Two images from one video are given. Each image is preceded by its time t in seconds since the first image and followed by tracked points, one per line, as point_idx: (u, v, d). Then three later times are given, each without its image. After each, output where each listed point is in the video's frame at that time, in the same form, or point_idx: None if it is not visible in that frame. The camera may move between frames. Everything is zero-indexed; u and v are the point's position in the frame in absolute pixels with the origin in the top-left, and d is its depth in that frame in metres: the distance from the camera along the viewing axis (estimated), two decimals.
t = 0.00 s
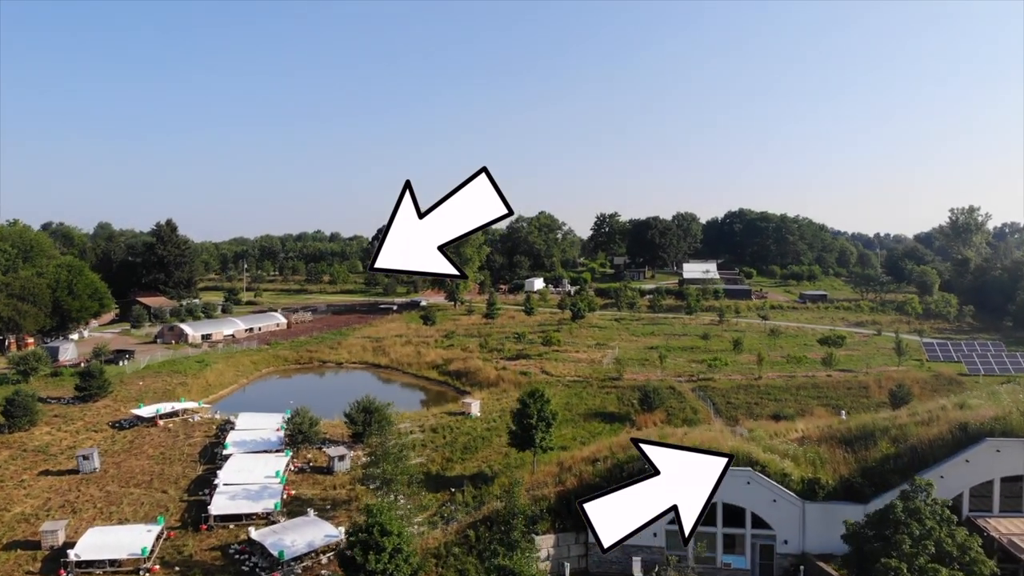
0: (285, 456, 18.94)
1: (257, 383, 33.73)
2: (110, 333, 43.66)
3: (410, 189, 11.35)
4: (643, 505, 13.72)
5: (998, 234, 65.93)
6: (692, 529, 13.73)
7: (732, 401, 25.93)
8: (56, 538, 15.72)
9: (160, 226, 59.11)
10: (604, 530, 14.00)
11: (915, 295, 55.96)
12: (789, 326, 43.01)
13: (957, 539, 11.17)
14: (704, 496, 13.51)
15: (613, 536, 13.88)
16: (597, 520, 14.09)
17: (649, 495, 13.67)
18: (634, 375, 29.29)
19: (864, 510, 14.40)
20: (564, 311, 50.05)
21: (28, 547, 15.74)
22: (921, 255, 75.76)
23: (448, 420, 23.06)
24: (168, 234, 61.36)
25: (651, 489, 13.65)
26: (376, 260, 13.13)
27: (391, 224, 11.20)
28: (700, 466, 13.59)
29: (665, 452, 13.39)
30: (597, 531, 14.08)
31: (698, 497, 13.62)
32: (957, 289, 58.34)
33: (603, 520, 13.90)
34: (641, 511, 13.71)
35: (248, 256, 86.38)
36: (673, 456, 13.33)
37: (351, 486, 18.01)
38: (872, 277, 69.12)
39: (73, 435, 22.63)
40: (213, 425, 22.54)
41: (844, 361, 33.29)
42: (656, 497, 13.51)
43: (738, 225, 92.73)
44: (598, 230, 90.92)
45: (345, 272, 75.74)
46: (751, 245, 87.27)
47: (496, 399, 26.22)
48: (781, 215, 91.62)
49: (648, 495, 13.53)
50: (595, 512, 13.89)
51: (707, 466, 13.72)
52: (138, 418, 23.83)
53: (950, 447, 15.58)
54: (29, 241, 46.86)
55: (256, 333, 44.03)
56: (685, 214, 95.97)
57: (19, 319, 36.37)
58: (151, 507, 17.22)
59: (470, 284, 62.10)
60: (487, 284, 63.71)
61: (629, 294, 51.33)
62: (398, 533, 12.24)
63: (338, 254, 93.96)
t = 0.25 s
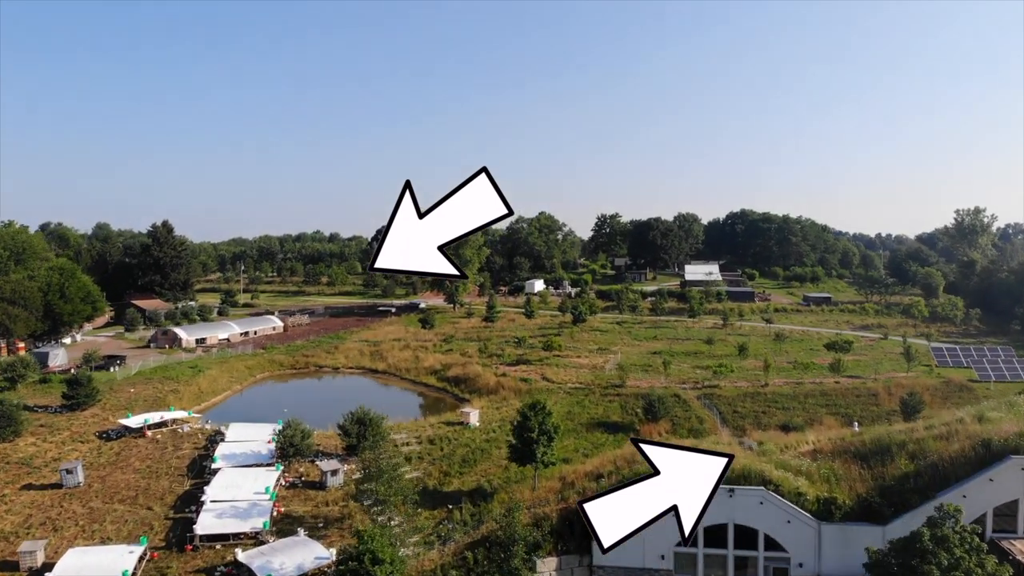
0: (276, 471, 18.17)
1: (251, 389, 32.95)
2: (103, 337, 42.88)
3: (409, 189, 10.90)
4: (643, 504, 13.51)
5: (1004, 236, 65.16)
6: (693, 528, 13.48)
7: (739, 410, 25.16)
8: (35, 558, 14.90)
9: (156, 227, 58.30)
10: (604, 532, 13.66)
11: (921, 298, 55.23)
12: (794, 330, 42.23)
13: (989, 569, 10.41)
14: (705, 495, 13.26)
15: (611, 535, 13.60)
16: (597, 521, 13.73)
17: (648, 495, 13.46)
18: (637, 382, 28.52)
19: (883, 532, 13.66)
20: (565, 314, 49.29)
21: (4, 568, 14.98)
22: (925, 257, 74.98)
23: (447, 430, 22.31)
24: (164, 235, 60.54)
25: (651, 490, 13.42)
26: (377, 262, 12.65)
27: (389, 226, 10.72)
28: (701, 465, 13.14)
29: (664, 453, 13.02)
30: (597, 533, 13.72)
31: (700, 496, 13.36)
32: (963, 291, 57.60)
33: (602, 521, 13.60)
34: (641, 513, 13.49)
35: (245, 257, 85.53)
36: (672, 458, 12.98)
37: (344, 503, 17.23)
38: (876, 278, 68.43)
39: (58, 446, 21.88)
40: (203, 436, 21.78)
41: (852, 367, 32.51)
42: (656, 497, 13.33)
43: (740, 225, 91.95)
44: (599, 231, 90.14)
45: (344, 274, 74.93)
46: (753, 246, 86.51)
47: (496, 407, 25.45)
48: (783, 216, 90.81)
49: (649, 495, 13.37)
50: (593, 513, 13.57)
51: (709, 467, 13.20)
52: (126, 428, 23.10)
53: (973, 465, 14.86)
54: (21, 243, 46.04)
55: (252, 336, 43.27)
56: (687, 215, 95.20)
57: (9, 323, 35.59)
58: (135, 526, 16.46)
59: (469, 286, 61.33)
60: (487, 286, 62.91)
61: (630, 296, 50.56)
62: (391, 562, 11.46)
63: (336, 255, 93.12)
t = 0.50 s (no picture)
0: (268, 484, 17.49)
1: (246, 395, 32.27)
2: (96, 341, 42.22)
3: (409, 189, 10.87)
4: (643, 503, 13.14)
5: (1010, 238, 64.33)
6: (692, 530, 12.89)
7: (746, 418, 24.51)
8: None
9: (153, 229, 57.66)
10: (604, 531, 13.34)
11: (927, 301, 54.50)
12: (799, 334, 41.60)
13: None
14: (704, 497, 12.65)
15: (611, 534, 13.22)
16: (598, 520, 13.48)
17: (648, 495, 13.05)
18: (640, 389, 27.87)
19: (902, 553, 13.02)
20: (565, 317, 48.67)
21: None
22: (929, 258, 74.27)
23: (445, 440, 21.62)
24: (160, 236, 59.90)
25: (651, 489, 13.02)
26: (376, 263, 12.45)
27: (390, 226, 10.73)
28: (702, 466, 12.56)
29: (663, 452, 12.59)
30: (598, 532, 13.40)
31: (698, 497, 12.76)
32: (968, 293, 56.89)
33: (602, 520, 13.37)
34: (642, 516, 13.13)
35: (243, 258, 84.83)
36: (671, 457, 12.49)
37: (338, 518, 16.58)
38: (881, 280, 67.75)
39: (44, 456, 21.21)
40: (194, 447, 21.22)
41: (859, 373, 31.85)
42: (653, 497, 12.90)
43: (741, 226, 91.35)
44: (599, 232, 89.54)
45: (342, 275, 74.27)
46: (755, 247, 85.88)
47: (496, 415, 24.80)
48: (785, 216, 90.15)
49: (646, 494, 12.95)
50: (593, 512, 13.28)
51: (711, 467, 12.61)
52: (115, 438, 22.44)
53: (995, 481, 14.25)
54: (14, 244, 45.36)
55: (248, 340, 42.60)
56: (688, 215, 94.62)
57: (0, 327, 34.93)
58: (120, 543, 15.78)
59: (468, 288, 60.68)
60: (486, 288, 62.24)
61: (632, 299, 49.92)
62: None
63: (335, 256, 92.47)
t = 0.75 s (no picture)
0: (256, 501, 16.71)
1: (239, 402, 31.48)
2: (89, 345, 41.46)
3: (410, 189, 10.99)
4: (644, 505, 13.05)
5: (1016, 239, 63.52)
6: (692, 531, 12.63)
7: (753, 427, 23.75)
8: None
9: (149, 230, 56.91)
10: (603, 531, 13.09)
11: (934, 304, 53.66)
12: (805, 338, 40.82)
13: None
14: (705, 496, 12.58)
15: (611, 537, 13.04)
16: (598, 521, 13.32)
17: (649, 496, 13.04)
18: (644, 397, 27.10)
19: None
20: (566, 321, 47.91)
21: None
22: (934, 259, 73.47)
23: (442, 452, 20.83)
24: (156, 238, 59.15)
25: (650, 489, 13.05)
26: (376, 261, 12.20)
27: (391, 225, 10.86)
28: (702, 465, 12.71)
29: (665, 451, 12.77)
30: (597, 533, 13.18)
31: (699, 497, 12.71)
32: (974, 296, 56.13)
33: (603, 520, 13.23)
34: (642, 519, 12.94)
35: (241, 259, 84.04)
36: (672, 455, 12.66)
37: (329, 538, 15.82)
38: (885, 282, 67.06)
39: (28, 469, 20.47)
40: (182, 459, 20.58)
41: (868, 379, 31.08)
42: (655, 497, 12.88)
43: (743, 227, 90.60)
44: (600, 233, 88.77)
45: (340, 277, 73.50)
46: (758, 248, 85.10)
47: (495, 425, 24.03)
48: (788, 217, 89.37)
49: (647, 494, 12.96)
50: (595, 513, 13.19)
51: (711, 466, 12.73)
52: (101, 449, 21.65)
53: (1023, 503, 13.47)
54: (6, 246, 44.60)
55: (243, 345, 41.86)
56: (689, 216, 93.87)
57: None
58: (101, 564, 15.01)
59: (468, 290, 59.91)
60: (486, 290, 61.49)
61: (634, 302, 49.16)
62: None
63: (334, 257, 91.69)
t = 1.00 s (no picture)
0: (245, 516, 16.09)
1: (233, 408, 30.82)
2: (83, 349, 40.79)
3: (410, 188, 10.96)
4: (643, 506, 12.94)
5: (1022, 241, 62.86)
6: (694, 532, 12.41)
7: (760, 437, 23.08)
8: None
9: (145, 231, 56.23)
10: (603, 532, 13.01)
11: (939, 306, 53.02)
12: (810, 342, 40.16)
13: None
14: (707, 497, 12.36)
15: (611, 537, 13.00)
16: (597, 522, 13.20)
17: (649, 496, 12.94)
18: (648, 404, 26.45)
19: None
20: (567, 324, 47.26)
21: None
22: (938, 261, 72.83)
23: (440, 464, 20.14)
24: (153, 239, 58.48)
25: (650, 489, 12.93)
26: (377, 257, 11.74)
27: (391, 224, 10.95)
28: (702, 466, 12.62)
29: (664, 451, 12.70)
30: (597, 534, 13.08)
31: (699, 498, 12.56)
32: (979, 298, 55.47)
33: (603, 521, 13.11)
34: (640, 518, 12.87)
35: (239, 261, 83.36)
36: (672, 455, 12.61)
37: (321, 556, 15.18)
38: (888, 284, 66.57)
39: (12, 480, 19.81)
40: (170, 472, 20.00)
41: (876, 385, 30.39)
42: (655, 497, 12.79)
43: (745, 228, 89.97)
44: (601, 234, 88.12)
45: (339, 278, 72.83)
46: (760, 250, 84.46)
47: (495, 434, 23.35)
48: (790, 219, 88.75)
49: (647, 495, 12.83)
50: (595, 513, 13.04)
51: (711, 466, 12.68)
52: (89, 460, 21.01)
53: None
54: None
55: (239, 348, 41.20)
56: (690, 217, 93.24)
57: None
58: None
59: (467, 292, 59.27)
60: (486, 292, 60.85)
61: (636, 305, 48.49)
62: None
63: (333, 258, 91.02)
